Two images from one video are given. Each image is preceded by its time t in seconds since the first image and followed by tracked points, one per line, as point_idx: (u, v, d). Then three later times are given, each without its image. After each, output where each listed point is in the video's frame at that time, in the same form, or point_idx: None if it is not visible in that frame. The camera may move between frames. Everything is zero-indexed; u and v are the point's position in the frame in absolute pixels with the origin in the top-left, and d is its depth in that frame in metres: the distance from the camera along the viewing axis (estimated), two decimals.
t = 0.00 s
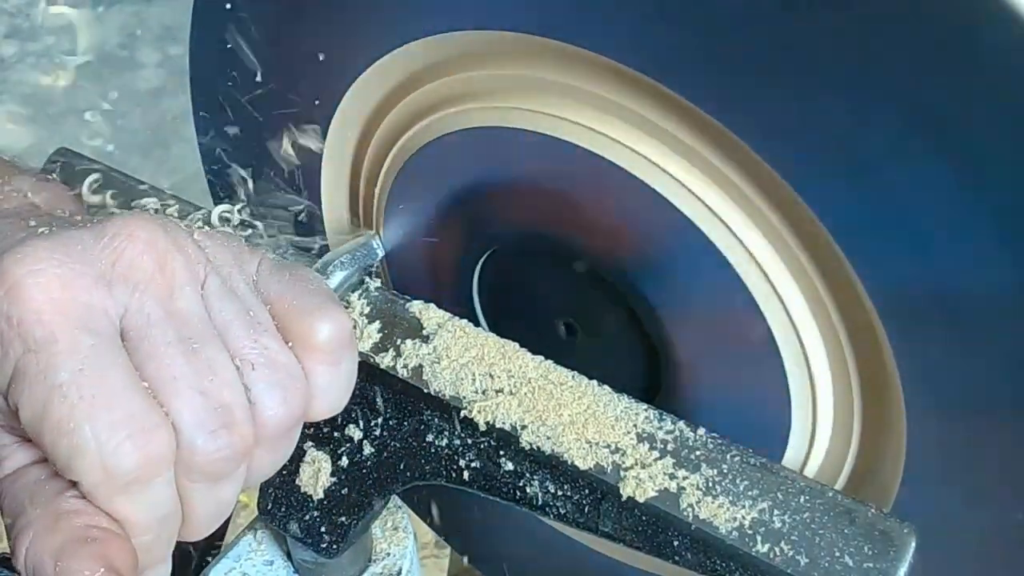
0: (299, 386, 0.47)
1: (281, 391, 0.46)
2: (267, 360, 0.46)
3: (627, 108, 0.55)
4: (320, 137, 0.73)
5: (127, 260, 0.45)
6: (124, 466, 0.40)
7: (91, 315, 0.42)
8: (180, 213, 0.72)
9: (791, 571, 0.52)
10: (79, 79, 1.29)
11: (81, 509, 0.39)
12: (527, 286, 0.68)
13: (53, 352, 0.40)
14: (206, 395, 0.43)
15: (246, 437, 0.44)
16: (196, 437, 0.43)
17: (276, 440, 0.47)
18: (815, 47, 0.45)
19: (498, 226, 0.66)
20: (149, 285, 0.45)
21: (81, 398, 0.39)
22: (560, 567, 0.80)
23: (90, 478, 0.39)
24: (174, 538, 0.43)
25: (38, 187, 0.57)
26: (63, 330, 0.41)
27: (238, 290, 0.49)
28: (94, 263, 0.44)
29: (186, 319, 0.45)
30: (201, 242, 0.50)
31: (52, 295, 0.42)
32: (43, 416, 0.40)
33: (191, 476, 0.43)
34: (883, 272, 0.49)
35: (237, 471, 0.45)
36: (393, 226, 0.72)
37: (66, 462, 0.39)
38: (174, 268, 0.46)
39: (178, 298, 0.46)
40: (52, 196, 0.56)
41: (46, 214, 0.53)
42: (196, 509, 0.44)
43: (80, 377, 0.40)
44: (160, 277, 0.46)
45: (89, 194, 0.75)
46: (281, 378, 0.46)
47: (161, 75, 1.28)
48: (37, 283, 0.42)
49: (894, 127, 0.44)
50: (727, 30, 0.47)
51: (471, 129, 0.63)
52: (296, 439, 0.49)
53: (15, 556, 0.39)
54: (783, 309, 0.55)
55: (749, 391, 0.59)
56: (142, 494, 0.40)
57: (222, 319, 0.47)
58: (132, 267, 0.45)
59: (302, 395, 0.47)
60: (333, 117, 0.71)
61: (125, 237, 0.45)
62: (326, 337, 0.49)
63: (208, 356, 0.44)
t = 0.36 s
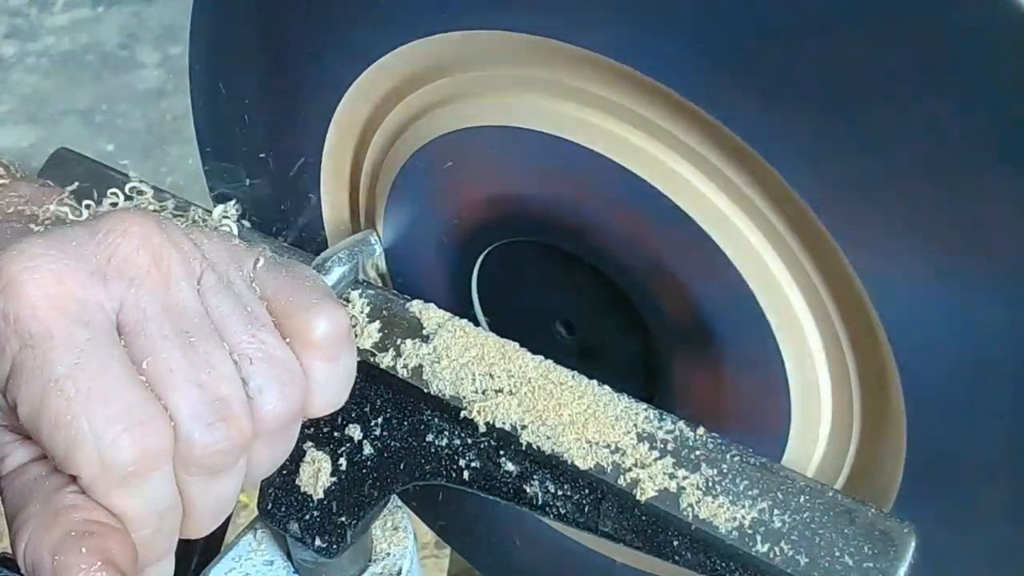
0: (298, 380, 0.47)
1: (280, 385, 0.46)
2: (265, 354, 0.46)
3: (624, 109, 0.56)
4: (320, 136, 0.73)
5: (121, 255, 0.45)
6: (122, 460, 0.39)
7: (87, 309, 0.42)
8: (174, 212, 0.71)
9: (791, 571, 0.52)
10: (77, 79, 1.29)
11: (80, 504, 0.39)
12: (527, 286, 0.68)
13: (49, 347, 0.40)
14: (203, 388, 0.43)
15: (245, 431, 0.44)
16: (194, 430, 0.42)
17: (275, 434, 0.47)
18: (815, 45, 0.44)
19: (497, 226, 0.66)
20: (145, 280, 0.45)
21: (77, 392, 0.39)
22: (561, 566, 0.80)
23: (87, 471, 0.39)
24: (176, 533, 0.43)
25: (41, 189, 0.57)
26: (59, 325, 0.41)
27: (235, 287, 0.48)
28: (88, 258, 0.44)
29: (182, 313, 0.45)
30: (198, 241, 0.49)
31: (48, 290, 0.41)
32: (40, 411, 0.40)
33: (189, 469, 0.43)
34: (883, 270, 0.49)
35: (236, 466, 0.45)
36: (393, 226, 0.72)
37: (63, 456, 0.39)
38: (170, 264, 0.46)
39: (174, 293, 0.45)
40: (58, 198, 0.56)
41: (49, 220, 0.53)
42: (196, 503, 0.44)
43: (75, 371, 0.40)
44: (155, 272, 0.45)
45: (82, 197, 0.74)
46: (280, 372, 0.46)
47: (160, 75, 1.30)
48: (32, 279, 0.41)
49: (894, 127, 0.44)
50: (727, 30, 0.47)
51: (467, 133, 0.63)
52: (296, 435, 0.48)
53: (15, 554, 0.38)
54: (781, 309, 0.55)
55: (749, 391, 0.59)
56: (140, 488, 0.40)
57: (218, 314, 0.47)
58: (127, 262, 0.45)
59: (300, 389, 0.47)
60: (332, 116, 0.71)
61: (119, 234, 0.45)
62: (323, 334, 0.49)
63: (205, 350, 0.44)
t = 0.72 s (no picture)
0: (290, 371, 0.47)
1: (270, 375, 0.46)
2: (256, 344, 0.46)
3: (618, 110, 0.56)
4: (318, 136, 0.73)
5: (107, 246, 0.45)
6: (109, 444, 0.39)
7: (71, 298, 0.42)
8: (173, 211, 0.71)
9: (791, 571, 0.52)
10: (78, 80, 1.29)
11: (71, 492, 0.39)
12: (527, 286, 0.68)
13: (35, 336, 0.40)
14: (191, 375, 0.43)
15: (233, 418, 0.44)
16: (182, 416, 0.42)
17: (266, 425, 0.46)
18: (814, 45, 0.44)
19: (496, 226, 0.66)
20: (131, 270, 0.45)
21: (64, 378, 0.40)
22: (561, 566, 0.80)
23: (77, 457, 0.39)
24: (166, 529, 0.43)
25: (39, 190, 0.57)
26: (44, 313, 0.41)
27: (224, 280, 0.48)
28: (74, 249, 0.44)
29: (169, 302, 0.45)
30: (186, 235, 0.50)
31: (34, 281, 0.42)
32: (28, 400, 0.40)
33: (178, 456, 0.42)
34: (882, 268, 0.49)
35: (227, 454, 0.44)
36: (392, 226, 0.72)
37: (53, 443, 0.39)
38: (156, 255, 0.46)
39: (161, 282, 0.45)
40: (54, 198, 0.56)
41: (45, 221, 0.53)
42: (190, 494, 0.44)
43: (61, 359, 0.40)
44: (141, 262, 0.45)
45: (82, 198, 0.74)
46: (271, 362, 0.46)
47: (160, 74, 1.30)
48: (18, 269, 0.42)
49: (893, 128, 0.44)
50: (725, 30, 0.47)
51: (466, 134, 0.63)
52: (287, 426, 0.48)
53: (11, 548, 0.39)
54: (778, 309, 0.55)
55: (748, 389, 0.59)
56: (129, 474, 0.40)
57: (207, 305, 0.46)
58: (113, 253, 0.45)
59: (291, 381, 0.47)
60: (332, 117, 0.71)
61: (105, 226, 0.46)
62: (313, 328, 0.48)
63: (193, 337, 0.44)
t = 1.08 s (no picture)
0: (291, 366, 0.46)
1: (274, 369, 0.46)
2: (258, 339, 0.46)
3: (620, 109, 0.56)
4: (319, 136, 0.73)
5: (111, 241, 0.45)
6: (114, 437, 0.40)
7: (77, 292, 0.43)
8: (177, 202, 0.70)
9: (791, 571, 0.52)
10: (78, 80, 1.30)
11: (75, 485, 0.39)
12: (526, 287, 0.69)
13: (39, 329, 0.41)
14: (195, 370, 0.43)
15: (237, 413, 0.43)
16: (186, 410, 0.42)
17: (266, 419, 0.46)
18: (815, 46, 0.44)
19: (497, 225, 0.66)
20: (135, 265, 0.45)
21: (70, 371, 0.40)
22: (561, 567, 0.80)
23: (82, 451, 0.39)
24: (168, 523, 0.43)
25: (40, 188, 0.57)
26: (50, 308, 0.42)
27: (228, 275, 0.48)
28: (79, 242, 0.44)
29: (173, 296, 0.45)
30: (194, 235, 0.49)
31: (39, 275, 0.42)
32: (33, 393, 0.40)
33: (181, 449, 0.42)
34: (881, 267, 0.49)
35: (229, 448, 0.44)
36: (394, 224, 0.72)
37: (58, 437, 0.40)
38: (161, 250, 0.46)
39: (165, 275, 0.45)
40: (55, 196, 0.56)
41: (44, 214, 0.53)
42: (192, 489, 0.44)
43: (68, 352, 0.40)
44: (146, 257, 0.45)
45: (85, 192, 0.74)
46: (272, 356, 0.46)
47: (161, 75, 1.30)
48: (23, 262, 0.42)
49: (893, 128, 0.44)
50: (726, 29, 0.47)
51: (467, 135, 0.63)
52: (289, 422, 0.48)
53: (16, 546, 0.39)
54: (778, 309, 0.55)
55: (747, 389, 0.59)
56: (133, 469, 0.40)
57: (211, 300, 0.46)
58: (119, 245, 0.45)
59: (293, 376, 0.46)
60: (333, 117, 0.71)
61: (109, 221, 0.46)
62: (315, 322, 0.48)
63: (198, 333, 0.44)
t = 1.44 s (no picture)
0: (290, 362, 0.46)
1: (272, 365, 0.46)
2: (256, 336, 0.46)
3: (618, 108, 0.56)
4: (318, 135, 0.73)
5: (110, 239, 0.46)
6: (114, 433, 0.40)
7: (76, 286, 0.43)
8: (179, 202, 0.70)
9: (791, 571, 0.52)
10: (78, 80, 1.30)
11: (73, 479, 0.38)
12: (526, 287, 0.68)
13: (37, 323, 0.41)
14: (195, 365, 0.43)
15: (236, 408, 0.43)
16: (185, 405, 0.42)
17: (265, 416, 0.46)
18: (813, 45, 0.45)
19: (496, 225, 0.66)
20: (133, 261, 0.45)
21: (67, 367, 0.40)
22: (561, 567, 0.80)
23: (80, 445, 0.39)
24: (166, 518, 0.43)
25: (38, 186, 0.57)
26: (49, 303, 0.42)
27: (226, 272, 0.48)
28: (78, 238, 0.45)
29: (172, 291, 0.45)
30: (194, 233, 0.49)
31: (36, 270, 0.43)
32: (31, 387, 0.40)
33: (180, 445, 0.42)
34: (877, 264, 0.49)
35: (229, 444, 0.44)
36: (394, 225, 0.72)
37: (55, 432, 0.39)
38: (158, 247, 0.46)
39: (164, 271, 0.46)
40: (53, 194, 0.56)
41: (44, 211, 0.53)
42: (189, 484, 0.44)
43: (66, 350, 0.40)
44: (145, 254, 0.46)
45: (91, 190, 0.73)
46: (270, 353, 0.46)
47: (161, 74, 1.31)
48: (22, 264, 0.43)
49: (891, 126, 0.45)
50: (725, 29, 0.47)
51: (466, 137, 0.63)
52: (288, 418, 0.48)
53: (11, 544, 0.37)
54: (777, 308, 0.56)
55: (744, 388, 0.59)
56: (133, 463, 0.40)
57: (210, 297, 0.46)
58: (117, 241, 0.46)
59: (292, 371, 0.47)
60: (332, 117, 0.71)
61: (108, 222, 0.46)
62: (314, 319, 0.48)
63: (196, 329, 0.44)
